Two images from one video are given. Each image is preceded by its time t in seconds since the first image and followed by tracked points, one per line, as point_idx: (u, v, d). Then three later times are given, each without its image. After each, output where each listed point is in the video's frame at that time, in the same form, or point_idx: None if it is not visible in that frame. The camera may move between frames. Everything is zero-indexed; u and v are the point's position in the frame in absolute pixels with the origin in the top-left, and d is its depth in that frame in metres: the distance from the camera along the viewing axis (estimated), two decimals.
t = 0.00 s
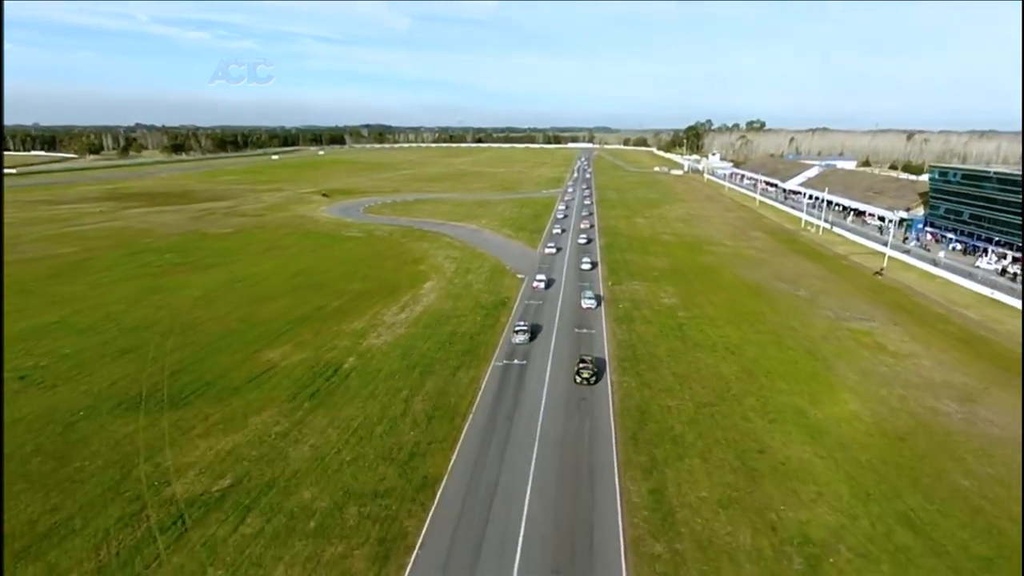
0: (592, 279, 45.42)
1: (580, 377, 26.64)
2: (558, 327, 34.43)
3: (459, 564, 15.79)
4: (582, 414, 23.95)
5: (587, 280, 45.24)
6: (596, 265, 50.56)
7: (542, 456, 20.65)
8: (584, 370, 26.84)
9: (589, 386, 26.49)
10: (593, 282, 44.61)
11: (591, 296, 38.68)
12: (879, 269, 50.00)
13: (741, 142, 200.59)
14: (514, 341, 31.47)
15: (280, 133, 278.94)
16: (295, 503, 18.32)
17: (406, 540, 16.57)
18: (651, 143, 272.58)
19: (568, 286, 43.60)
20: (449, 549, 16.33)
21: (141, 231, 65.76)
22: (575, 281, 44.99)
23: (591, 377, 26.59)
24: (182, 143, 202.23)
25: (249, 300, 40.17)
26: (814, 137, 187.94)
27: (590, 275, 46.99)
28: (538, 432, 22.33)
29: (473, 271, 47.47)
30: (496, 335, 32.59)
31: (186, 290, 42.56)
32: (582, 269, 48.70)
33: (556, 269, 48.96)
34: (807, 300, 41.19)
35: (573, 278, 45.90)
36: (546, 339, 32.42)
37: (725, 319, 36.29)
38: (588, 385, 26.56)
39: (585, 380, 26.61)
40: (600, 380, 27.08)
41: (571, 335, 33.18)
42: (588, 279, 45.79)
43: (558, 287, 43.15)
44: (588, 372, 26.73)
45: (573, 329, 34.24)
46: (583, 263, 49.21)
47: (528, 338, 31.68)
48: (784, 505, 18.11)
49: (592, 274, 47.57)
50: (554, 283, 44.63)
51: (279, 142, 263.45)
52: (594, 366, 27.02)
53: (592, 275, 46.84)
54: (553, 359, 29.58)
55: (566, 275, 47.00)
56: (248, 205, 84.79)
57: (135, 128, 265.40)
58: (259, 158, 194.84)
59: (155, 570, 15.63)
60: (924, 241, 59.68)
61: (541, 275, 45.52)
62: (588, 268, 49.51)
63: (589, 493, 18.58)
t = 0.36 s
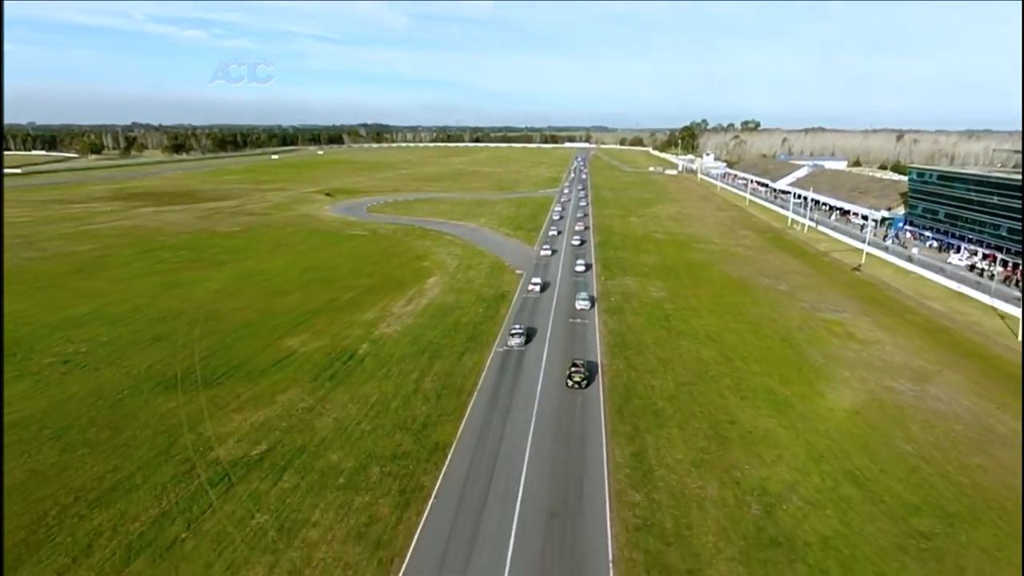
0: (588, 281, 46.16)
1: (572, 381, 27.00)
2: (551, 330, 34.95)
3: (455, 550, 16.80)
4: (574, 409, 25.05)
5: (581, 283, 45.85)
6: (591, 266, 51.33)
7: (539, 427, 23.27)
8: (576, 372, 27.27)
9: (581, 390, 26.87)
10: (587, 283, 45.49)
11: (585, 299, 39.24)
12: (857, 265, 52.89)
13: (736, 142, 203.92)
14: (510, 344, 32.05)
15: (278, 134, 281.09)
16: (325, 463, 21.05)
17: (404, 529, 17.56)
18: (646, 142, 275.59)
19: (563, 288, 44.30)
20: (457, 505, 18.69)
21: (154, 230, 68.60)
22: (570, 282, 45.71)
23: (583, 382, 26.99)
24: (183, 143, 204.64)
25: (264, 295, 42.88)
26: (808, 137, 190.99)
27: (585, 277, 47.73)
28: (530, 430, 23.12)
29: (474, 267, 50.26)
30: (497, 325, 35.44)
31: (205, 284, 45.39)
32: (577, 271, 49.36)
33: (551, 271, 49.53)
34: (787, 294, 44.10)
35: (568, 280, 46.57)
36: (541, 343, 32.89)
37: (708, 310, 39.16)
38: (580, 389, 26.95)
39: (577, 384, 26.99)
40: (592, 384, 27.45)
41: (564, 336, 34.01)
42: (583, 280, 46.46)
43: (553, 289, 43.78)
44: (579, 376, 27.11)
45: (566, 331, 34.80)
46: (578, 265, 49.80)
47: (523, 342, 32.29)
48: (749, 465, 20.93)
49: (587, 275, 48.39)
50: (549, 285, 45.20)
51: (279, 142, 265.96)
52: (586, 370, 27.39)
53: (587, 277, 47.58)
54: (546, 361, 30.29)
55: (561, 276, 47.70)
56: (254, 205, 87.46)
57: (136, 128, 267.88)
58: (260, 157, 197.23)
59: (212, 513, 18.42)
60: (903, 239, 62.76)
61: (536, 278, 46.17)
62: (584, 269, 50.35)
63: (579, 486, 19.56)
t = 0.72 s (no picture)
0: (585, 285, 46.86)
1: (567, 392, 26.85)
2: (548, 336, 35.38)
3: (455, 542, 17.76)
4: (570, 408, 26.05)
5: (578, 288, 46.17)
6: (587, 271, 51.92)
7: (539, 408, 25.85)
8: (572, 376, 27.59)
9: (576, 400, 26.71)
10: (583, 287, 46.21)
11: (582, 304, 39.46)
12: (839, 263, 55.79)
13: (733, 143, 206.91)
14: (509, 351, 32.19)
15: (279, 133, 283.61)
16: (351, 435, 23.88)
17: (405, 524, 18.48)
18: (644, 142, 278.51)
19: (560, 293, 44.74)
20: (468, 472, 21.22)
21: (169, 229, 71.53)
22: (568, 287, 46.12)
23: (577, 392, 26.84)
24: (186, 143, 207.31)
25: (281, 290, 45.71)
26: (804, 138, 194.02)
27: (582, 281, 48.28)
28: (528, 433, 23.87)
29: (477, 265, 53.10)
30: (500, 317, 38.32)
31: (225, 281, 48.28)
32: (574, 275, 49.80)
33: (549, 276, 49.72)
34: (771, 290, 47.04)
35: (565, 284, 47.09)
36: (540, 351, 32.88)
37: (697, 305, 42.08)
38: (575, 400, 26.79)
39: (572, 395, 26.85)
40: (586, 395, 27.29)
41: (561, 339, 34.75)
42: (581, 285, 47.01)
43: (551, 296, 43.91)
44: (574, 387, 26.97)
45: (563, 337, 35.30)
46: (576, 270, 50.01)
47: (521, 348, 32.44)
48: (725, 437, 23.75)
49: (584, 279, 49.13)
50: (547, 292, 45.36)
51: (280, 142, 268.44)
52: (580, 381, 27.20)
53: (585, 280, 48.49)
54: (544, 365, 30.90)
55: (559, 281, 48.01)
56: (262, 205, 90.30)
57: (138, 127, 270.37)
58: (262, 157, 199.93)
59: (257, 475, 21.25)
60: (886, 238, 65.69)
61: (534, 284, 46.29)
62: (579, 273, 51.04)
63: (574, 483, 20.56)
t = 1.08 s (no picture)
0: (583, 291, 46.78)
1: (564, 406, 26.48)
2: (547, 343, 35.41)
3: (456, 548, 18.22)
4: (568, 417, 26.18)
5: (576, 295, 46.09)
6: (584, 276, 51.87)
7: (542, 392, 28.60)
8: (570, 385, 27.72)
9: (574, 414, 26.34)
10: (581, 293, 46.17)
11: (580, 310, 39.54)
12: (825, 262, 58.60)
13: (731, 143, 209.57)
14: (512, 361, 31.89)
15: (282, 133, 286.61)
16: (374, 414, 26.68)
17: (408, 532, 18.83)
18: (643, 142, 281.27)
19: (557, 299, 44.59)
20: (479, 446, 23.87)
21: (184, 228, 74.48)
22: (565, 293, 46.01)
23: (574, 406, 26.47)
24: (191, 143, 210.46)
25: (298, 287, 48.55)
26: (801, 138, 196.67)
27: (580, 287, 48.23)
28: (526, 440, 24.25)
29: (482, 263, 55.92)
30: (504, 311, 41.17)
31: (244, 277, 51.17)
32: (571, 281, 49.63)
33: (547, 281, 49.50)
34: (759, 287, 49.87)
35: (563, 291, 46.96)
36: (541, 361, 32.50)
37: (689, 300, 44.90)
38: (573, 414, 26.43)
39: (569, 408, 26.47)
40: (584, 409, 26.93)
41: (559, 346, 34.89)
42: (578, 291, 46.97)
43: (549, 302, 43.72)
44: (571, 400, 26.62)
45: (561, 343, 35.40)
46: (573, 275, 50.05)
47: (524, 358, 32.13)
48: (708, 416, 26.62)
49: (582, 284, 49.05)
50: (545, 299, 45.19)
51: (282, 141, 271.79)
52: (577, 394, 26.83)
53: (582, 286, 48.40)
54: (543, 372, 30.99)
55: (556, 287, 47.90)
56: (272, 205, 93.24)
57: (142, 126, 273.57)
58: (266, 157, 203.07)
59: (293, 447, 24.07)
60: (872, 238, 68.60)
61: (532, 291, 46.12)
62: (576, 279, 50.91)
63: (572, 493, 20.86)
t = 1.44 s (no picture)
0: (582, 286, 46.21)
1: (562, 411, 26.08)
2: (547, 341, 34.95)
3: (456, 562, 17.92)
4: (567, 422, 25.85)
5: (576, 288, 45.82)
6: (584, 269, 51.24)
7: (546, 365, 31.50)
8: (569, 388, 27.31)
9: (572, 419, 25.93)
10: (581, 288, 45.60)
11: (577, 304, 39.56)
12: (815, 248, 61.29)
13: (731, 129, 211.12)
14: (515, 360, 31.70)
15: (283, 119, 288.11)
16: (394, 385, 29.53)
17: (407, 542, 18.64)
18: (643, 128, 282.59)
19: (558, 295, 43.94)
20: (490, 411, 26.70)
21: (197, 215, 77.15)
22: (565, 289, 45.39)
23: (572, 411, 26.06)
24: (194, 129, 212.11)
25: (313, 271, 51.26)
26: (800, 125, 198.18)
27: (579, 281, 47.63)
28: (526, 444, 24.03)
29: (487, 248, 58.61)
30: (510, 294, 43.99)
31: (261, 262, 53.94)
32: (570, 275, 49.05)
33: (547, 276, 48.84)
34: (751, 271, 52.56)
35: (563, 286, 46.34)
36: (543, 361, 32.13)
37: (683, 284, 47.62)
38: (571, 418, 26.02)
39: (567, 414, 26.07)
40: (582, 413, 26.54)
41: (560, 344, 34.53)
42: (578, 285, 46.39)
43: (549, 298, 43.06)
44: (570, 405, 26.20)
45: (561, 342, 34.99)
46: (571, 268, 49.74)
47: (528, 357, 31.96)
48: (696, 386, 29.54)
49: (582, 279, 48.49)
50: (545, 295, 44.56)
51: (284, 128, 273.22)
52: (576, 399, 26.42)
53: (583, 281, 47.81)
54: (543, 373, 30.57)
55: (556, 282, 47.32)
56: (280, 192, 95.80)
57: (144, 112, 275.01)
58: (269, 143, 204.97)
59: (325, 412, 27.03)
60: (861, 224, 71.28)
61: (532, 287, 45.52)
62: (576, 273, 50.29)
63: (572, 501, 20.59)
